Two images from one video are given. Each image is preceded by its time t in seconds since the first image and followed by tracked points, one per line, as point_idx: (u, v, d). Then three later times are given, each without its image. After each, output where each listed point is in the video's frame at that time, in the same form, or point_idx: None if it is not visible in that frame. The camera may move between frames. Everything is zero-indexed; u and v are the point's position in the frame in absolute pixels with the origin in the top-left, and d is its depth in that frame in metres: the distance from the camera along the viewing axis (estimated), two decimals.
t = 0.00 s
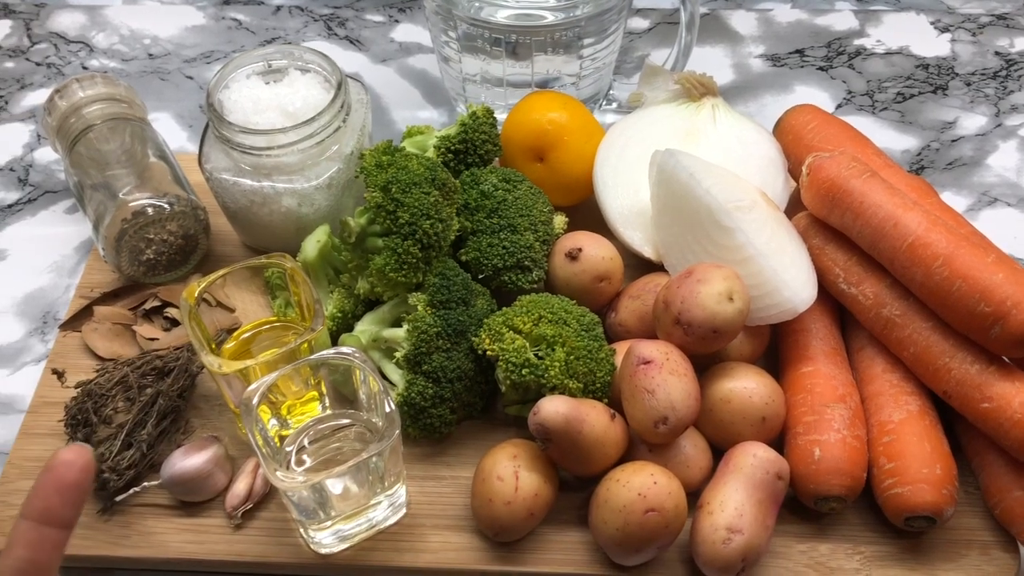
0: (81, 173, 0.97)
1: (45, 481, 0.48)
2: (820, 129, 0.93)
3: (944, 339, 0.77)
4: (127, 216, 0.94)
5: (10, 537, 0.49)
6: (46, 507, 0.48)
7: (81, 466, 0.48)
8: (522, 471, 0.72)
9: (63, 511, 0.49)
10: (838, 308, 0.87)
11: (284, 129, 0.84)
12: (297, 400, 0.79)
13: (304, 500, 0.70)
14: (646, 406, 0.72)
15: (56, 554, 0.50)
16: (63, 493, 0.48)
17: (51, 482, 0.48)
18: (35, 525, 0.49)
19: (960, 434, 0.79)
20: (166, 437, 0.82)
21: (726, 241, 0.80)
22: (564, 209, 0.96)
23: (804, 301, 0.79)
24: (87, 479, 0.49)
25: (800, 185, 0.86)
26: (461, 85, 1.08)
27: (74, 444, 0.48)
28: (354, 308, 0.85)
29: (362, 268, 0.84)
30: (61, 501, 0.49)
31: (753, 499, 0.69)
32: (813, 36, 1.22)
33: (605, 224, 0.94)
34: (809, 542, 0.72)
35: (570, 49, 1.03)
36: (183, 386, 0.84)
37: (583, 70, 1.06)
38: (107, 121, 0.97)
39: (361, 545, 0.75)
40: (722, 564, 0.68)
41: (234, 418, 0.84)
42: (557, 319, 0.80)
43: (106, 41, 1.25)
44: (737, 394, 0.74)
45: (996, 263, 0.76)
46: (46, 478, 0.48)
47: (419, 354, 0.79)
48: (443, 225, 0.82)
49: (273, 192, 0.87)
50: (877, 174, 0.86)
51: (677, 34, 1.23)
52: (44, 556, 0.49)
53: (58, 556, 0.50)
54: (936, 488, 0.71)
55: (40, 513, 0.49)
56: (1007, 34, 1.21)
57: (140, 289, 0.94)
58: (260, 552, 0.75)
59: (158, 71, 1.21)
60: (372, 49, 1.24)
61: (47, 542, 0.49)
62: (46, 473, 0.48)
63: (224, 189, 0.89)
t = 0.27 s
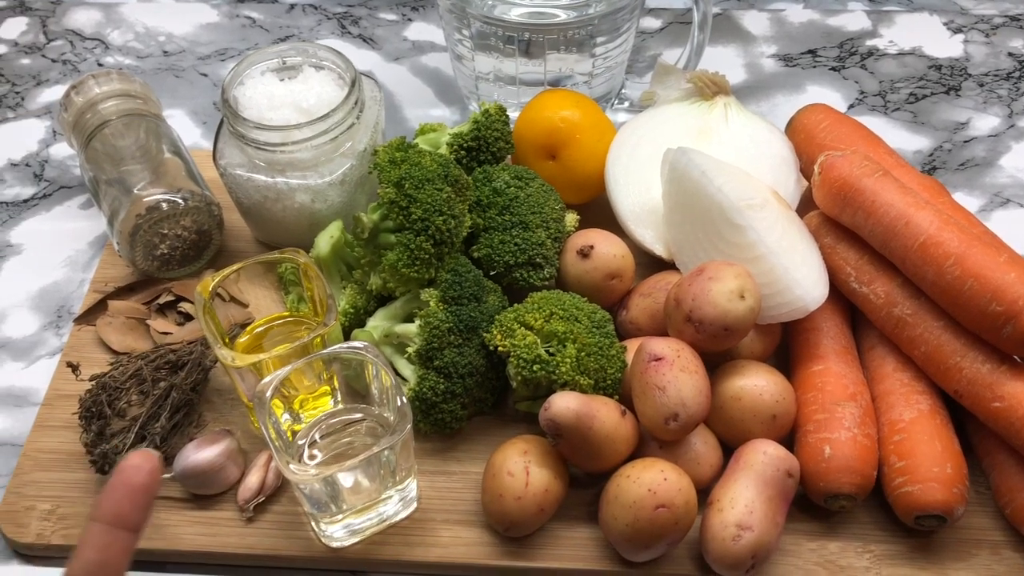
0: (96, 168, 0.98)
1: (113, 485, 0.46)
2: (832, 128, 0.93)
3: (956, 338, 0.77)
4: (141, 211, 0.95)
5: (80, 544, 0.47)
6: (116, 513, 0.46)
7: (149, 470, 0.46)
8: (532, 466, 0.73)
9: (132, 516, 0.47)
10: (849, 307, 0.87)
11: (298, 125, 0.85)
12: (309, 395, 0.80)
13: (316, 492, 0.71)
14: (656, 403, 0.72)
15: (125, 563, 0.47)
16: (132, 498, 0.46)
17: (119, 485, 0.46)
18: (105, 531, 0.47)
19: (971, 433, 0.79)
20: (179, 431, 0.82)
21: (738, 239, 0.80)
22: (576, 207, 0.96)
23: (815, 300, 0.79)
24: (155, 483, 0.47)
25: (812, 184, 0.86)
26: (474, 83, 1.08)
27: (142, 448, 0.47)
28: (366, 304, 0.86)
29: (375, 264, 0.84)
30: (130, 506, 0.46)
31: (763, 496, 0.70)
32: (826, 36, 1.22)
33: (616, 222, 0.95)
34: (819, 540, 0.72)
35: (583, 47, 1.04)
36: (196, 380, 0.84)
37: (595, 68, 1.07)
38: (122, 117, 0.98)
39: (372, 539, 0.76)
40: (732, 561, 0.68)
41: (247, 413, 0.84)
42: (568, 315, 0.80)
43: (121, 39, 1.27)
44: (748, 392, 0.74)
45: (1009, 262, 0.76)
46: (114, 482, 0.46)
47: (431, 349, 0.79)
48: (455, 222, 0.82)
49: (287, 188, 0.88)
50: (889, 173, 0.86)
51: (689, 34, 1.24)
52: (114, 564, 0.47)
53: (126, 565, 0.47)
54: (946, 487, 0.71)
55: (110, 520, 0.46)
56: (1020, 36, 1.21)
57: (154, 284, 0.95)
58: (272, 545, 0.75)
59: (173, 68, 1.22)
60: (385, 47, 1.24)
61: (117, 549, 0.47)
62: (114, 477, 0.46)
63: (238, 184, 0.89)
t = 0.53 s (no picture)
0: (111, 165, 0.99)
1: (178, 450, 0.53)
2: (842, 123, 0.94)
3: (966, 331, 0.78)
4: (156, 206, 0.96)
5: (151, 506, 0.54)
6: (180, 477, 0.53)
7: (209, 436, 0.53)
8: (544, 458, 0.73)
9: (194, 480, 0.54)
10: (859, 301, 0.87)
11: (311, 120, 0.86)
12: (323, 387, 0.81)
13: (331, 482, 0.72)
14: (667, 395, 0.72)
15: (189, 523, 0.55)
16: (195, 463, 0.53)
17: (183, 450, 0.53)
18: (171, 495, 0.54)
19: (981, 427, 0.79)
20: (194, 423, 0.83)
21: (748, 233, 0.80)
22: (586, 202, 0.96)
23: (826, 293, 0.79)
24: (215, 449, 0.54)
25: (822, 178, 0.87)
26: (486, 80, 1.09)
27: (202, 416, 0.54)
28: (379, 297, 0.86)
29: (388, 257, 0.85)
30: (193, 470, 0.53)
31: (774, 487, 0.70)
32: (835, 33, 1.22)
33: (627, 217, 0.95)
34: (829, 532, 0.73)
35: (594, 44, 1.04)
36: (210, 372, 0.85)
37: (606, 65, 1.07)
38: (137, 113, 0.99)
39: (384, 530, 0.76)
40: (742, 552, 0.69)
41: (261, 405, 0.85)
42: (580, 308, 0.81)
43: (135, 37, 1.28)
44: (758, 384, 0.75)
45: (1019, 255, 0.76)
46: (179, 448, 0.54)
47: (444, 341, 0.80)
48: (468, 216, 0.83)
49: (300, 182, 0.89)
50: (899, 167, 0.86)
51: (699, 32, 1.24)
52: (179, 524, 0.54)
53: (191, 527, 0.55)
54: (957, 478, 0.71)
55: (174, 483, 0.53)
56: None
57: (169, 278, 0.96)
58: (286, 536, 0.76)
59: (186, 66, 1.23)
60: (396, 45, 1.25)
61: (182, 511, 0.54)
62: (178, 445, 0.54)
63: (252, 179, 0.90)
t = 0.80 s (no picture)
0: (110, 170, 1.00)
1: (200, 461, 0.55)
2: (837, 120, 0.94)
3: (961, 326, 0.78)
4: (156, 211, 0.97)
5: (172, 514, 0.56)
6: (200, 487, 0.55)
7: (230, 448, 0.55)
8: (543, 456, 0.74)
9: (215, 491, 0.56)
10: (855, 297, 0.87)
11: (309, 124, 0.86)
12: (323, 389, 0.81)
13: (331, 482, 0.72)
14: (665, 392, 0.73)
15: (207, 533, 0.56)
16: (214, 475, 0.55)
17: (205, 462, 0.55)
18: (192, 505, 0.56)
19: (978, 420, 0.80)
20: (195, 426, 0.84)
21: (744, 231, 0.81)
22: (583, 202, 0.97)
23: (822, 289, 0.79)
24: (235, 462, 0.55)
25: (818, 175, 0.87)
26: (482, 82, 1.09)
27: (225, 428, 0.55)
28: (377, 299, 0.87)
29: (386, 259, 0.85)
30: (213, 482, 0.55)
31: (772, 483, 0.70)
32: (830, 31, 1.23)
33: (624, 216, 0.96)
34: (828, 527, 0.73)
35: (589, 44, 1.05)
36: (211, 375, 0.85)
37: (601, 65, 1.08)
38: (136, 119, 1.01)
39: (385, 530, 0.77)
40: (742, 548, 0.69)
41: (261, 408, 0.86)
42: (578, 308, 0.81)
43: (133, 43, 1.29)
44: (755, 380, 0.75)
45: (1014, 249, 0.77)
46: (201, 459, 0.55)
47: (442, 342, 0.81)
48: (465, 216, 0.83)
49: (298, 185, 0.89)
50: (893, 163, 0.86)
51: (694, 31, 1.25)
52: (198, 534, 0.56)
53: (208, 537, 0.57)
54: (954, 472, 0.71)
55: (195, 493, 0.55)
56: None
57: (169, 282, 0.97)
58: (288, 536, 0.77)
59: (184, 71, 1.24)
60: (393, 48, 1.26)
61: (202, 521, 0.56)
62: (200, 455, 0.55)
63: (251, 183, 0.91)
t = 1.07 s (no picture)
0: (80, 186, 0.99)
1: (184, 514, 0.59)
2: (810, 126, 0.94)
3: (937, 332, 0.78)
4: (126, 227, 0.95)
5: (155, 567, 0.60)
6: (184, 539, 0.59)
7: (213, 500, 0.59)
8: (519, 471, 0.73)
9: (198, 543, 0.60)
10: (832, 304, 0.87)
11: (278, 138, 0.85)
12: (295, 406, 0.80)
13: (303, 505, 0.71)
14: (640, 405, 0.72)
15: None
16: (198, 526, 0.59)
17: (189, 513, 0.59)
18: (175, 556, 0.60)
19: (955, 426, 0.79)
20: (168, 446, 0.82)
21: (718, 240, 0.80)
22: (559, 210, 0.96)
23: (797, 297, 0.79)
24: (217, 512, 0.59)
25: (791, 182, 0.87)
26: (455, 90, 1.08)
27: (208, 482, 0.60)
28: (351, 314, 0.86)
29: (359, 273, 0.85)
30: (196, 534, 0.59)
31: (750, 494, 0.70)
32: (805, 32, 1.22)
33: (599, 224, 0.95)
34: (807, 537, 0.73)
35: (561, 52, 1.04)
36: (183, 395, 0.84)
37: (575, 72, 1.07)
38: (106, 134, 0.98)
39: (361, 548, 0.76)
40: (719, 560, 0.68)
41: (235, 426, 0.85)
42: (552, 320, 0.80)
43: (104, 55, 1.27)
44: (731, 390, 0.75)
45: (986, 256, 0.77)
46: (185, 511, 0.60)
47: (416, 358, 0.80)
48: (437, 230, 0.83)
49: (269, 200, 0.88)
50: (866, 169, 0.86)
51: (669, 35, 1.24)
52: None
53: None
54: (931, 480, 0.71)
55: (178, 545, 0.59)
56: (998, 27, 1.21)
57: (141, 299, 0.96)
58: (262, 557, 0.75)
59: (156, 83, 1.22)
60: (367, 56, 1.24)
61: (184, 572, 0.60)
62: (185, 508, 0.60)
63: (221, 198, 0.90)
